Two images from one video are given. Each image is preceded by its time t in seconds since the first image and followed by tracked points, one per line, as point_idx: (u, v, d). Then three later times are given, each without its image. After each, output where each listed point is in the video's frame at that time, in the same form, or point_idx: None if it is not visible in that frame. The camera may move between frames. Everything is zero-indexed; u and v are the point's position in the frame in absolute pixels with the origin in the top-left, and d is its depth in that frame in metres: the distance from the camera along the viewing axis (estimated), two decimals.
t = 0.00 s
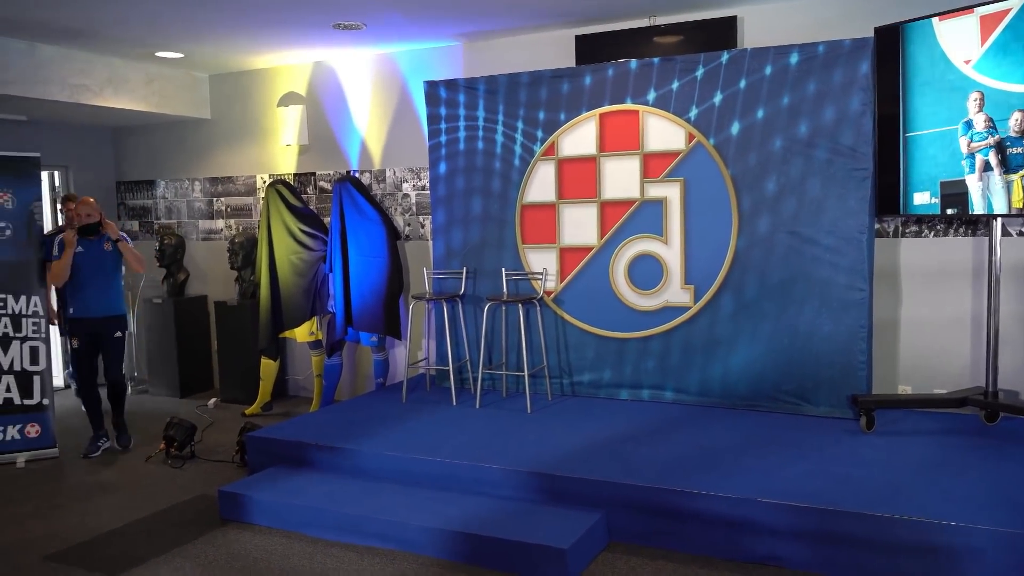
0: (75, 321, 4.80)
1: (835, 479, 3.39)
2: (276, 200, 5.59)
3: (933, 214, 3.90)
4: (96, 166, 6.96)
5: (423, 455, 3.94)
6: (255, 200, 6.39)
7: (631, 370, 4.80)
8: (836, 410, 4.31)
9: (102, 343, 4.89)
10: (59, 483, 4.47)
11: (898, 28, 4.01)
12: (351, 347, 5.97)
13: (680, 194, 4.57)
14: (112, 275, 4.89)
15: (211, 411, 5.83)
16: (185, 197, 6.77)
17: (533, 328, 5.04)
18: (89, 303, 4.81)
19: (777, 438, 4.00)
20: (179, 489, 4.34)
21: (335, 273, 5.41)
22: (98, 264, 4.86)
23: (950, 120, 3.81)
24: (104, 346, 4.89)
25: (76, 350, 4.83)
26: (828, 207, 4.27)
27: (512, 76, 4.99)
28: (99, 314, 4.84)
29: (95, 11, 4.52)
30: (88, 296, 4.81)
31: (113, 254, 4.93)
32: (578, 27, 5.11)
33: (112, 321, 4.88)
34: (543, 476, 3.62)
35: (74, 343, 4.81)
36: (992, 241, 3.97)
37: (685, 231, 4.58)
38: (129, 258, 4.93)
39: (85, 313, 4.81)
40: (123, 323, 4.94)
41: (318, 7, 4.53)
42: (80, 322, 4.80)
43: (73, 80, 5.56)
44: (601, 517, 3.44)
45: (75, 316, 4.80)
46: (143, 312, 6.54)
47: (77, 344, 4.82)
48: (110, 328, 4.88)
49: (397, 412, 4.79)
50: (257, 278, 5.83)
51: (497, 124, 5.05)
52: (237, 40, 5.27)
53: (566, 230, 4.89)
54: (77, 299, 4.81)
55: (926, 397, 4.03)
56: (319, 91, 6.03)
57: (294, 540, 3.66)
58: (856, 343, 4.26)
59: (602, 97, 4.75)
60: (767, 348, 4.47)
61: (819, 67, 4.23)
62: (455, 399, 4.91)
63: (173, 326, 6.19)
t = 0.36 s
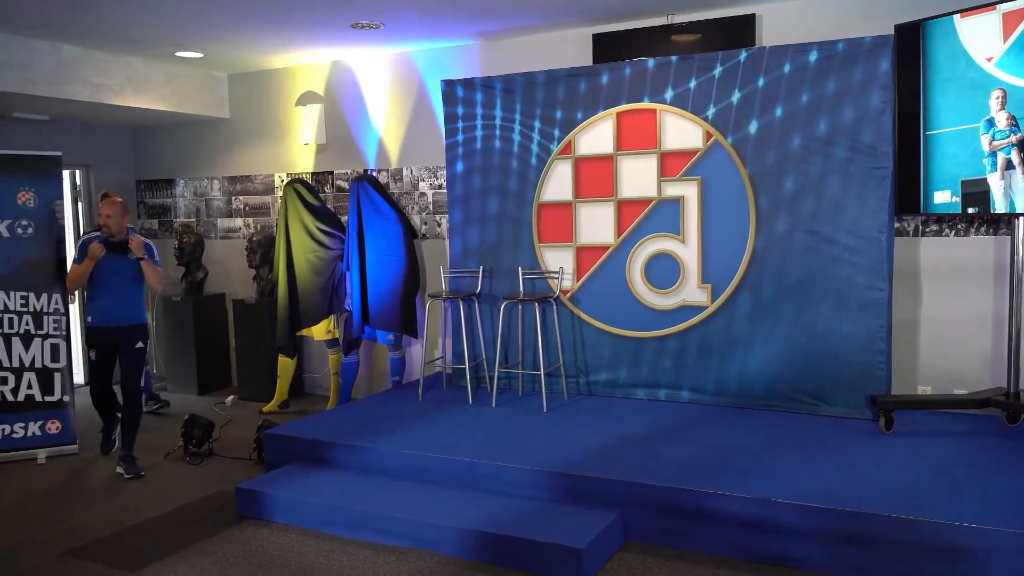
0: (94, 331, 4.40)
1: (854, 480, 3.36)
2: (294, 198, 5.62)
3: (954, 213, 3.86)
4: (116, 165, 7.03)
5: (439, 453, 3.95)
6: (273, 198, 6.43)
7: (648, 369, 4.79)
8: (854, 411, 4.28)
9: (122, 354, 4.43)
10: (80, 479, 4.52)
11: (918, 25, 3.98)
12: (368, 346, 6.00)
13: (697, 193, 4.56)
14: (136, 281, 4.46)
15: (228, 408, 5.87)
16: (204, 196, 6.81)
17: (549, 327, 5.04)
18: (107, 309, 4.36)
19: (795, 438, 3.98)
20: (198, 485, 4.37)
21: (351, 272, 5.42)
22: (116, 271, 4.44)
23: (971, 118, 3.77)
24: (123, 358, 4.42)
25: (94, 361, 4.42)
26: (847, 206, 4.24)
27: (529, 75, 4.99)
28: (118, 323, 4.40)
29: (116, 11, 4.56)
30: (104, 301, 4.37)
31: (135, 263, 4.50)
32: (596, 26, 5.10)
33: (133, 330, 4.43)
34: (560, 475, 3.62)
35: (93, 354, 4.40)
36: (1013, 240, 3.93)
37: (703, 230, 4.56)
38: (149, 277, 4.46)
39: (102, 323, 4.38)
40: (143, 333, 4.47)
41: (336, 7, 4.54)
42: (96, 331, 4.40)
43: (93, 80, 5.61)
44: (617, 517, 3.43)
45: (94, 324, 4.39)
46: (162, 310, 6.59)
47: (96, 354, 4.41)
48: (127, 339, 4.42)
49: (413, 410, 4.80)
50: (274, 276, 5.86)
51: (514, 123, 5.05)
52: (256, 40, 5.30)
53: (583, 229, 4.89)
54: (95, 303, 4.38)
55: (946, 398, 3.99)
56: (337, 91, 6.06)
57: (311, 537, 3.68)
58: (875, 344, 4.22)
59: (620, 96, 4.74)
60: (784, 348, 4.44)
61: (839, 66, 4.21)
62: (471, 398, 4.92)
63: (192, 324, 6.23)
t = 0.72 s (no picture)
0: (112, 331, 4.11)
1: (869, 481, 3.34)
2: (307, 197, 5.64)
3: (971, 212, 3.84)
4: (132, 163, 7.08)
5: (452, 452, 3.96)
6: (287, 198, 6.45)
7: (661, 369, 4.78)
8: (869, 411, 4.25)
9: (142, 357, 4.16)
10: (95, 477, 4.55)
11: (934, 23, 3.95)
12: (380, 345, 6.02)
13: (711, 193, 4.54)
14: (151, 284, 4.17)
15: (242, 406, 5.90)
16: (218, 195, 6.85)
17: (562, 326, 5.04)
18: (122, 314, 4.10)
19: (808, 439, 3.96)
20: (212, 483, 4.40)
21: (364, 271, 5.44)
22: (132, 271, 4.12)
23: (988, 117, 3.75)
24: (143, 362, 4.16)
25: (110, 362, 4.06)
26: (862, 205, 4.21)
27: (543, 74, 4.98)
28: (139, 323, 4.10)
29: (132, 11, 4.58)
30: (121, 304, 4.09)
31: (154, 263, 4.18)
32: (609, 24, 5.09)
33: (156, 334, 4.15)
34: (572, 474, 3.62)
35: (111, 355, 4.07)
36: None
37: (716, 230, 4.54)
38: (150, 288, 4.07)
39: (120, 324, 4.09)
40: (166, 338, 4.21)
41: (350, 6, 4.56)
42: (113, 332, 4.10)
43: (109, 80, 5.65)
44: (630, 516, 3.42)
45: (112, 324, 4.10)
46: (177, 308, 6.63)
47: (114, 355, 4.08)
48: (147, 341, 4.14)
49: (426, 409, 4.81)
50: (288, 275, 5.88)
51: (528, 122, 5.05)
52: (271, 39, 5.32)
53: (596, 229, 4.88)
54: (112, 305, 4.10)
55: (962, 398, 3.94)
56: (350, 90, 6.08)
57: (323, 535, 3.69)
58: (890, 344, 4.19)
59: (633, 95, 4.73)
60: (799, 348, 4.42)
61: (854, 64, 4.18)
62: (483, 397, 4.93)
63: (206, 322, 6.26)
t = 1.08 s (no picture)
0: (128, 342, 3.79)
1: (876, 482, 3.33)
2: (313, 196, 5.64)
3: (978, 212, 3.85)
4: (139, 163, 7.11)
5: (457, 451, 3.96)
6: (293, 197, 6.46)
7: (666, 369, 4.77)
8: (875, 411, 4.24)
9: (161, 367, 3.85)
10: (102, 475, 4.57)
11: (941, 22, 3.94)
12: (386, 344, 6.03)
13: (716, 192, 4.53)
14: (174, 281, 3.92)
15: (248, 406, 5.91)
16: (224, 194, 6.87)
17: (567, 326, 5.04)
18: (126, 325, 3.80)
19: (814, 439, 3.95)
20: (218, 481, 4.42)
21: (370, 270, 5.44)
22: (155, 277, 3.84)
23: (995, 116, 3.76)
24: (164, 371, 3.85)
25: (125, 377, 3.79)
26: (868, 205, 4.20)
27: (548, 74, 4.98)
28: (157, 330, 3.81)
29: (140, 11, 4.60)
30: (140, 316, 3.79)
31: (173, 264, 3.90)
32: (615, 24, 5.09)
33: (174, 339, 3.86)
34: (578, 474, 3.62)
35: (127, 368, 3.79)
36: None
37: (722, 229, 4.53)
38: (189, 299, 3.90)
39: (138, 333, 3.79)
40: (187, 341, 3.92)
41: (356, 6, 4.56)
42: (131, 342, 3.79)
43: (116, 79, 5.66)
44: (635, 516, 3.42)
45: (127, 333, 3.79)
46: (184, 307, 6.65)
47: (130, 369, 3.79)
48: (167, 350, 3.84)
49: (431, 408, 4.81)
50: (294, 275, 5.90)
51: (533, 122, 5.05)
52: (277, 39, 5.33)
53: (601, 228, 4.88)
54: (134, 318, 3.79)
55: (968, 398, 3.92)
56: (357, 90, 6.09)
57: (329, 534, 3.70)
58: (896, 344, 4.18)
59: (639, 94, 4.72)
60: (805, 348, 4.41)
61: (860, 63, 4.16)
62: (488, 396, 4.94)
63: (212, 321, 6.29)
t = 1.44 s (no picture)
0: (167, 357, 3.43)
1: (881, 482, 3.33)
2: (318, 196, 5.67)
3: (984, 212, 3.81)
4: (145, 162, 7.13)
5: (462, 451, 3.96)
6: (298, 197, 6.47)
7: (671, 368, 4.77)
8: (881, 412, 4.23)
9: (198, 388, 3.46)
10: (108, 474, 4.58)
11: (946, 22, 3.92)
12: (391, 344, 6.04)
13: (721, 192, 4.52)
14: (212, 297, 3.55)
15: (253, 405, 5.92)
16: (230, 194, 6.88)
17: (572, 326, 5.04)
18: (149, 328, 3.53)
19: (820, 439, 3.94)
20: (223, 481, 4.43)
21: (375, 270, 5.44)
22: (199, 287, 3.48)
23: (1001, 116, 3.73)
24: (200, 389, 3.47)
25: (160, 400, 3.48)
26: (874, 204, 4.19)
27: (553, 73, 4.98)
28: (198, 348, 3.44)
29: (147, 11, 4.61)
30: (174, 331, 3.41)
31: (217, 275, 3.56)
32: (621, 23, 5.08)
33: (215, 356, 3.48)
34: (582, 473, 3.61)
35: (165, 391, 3.46)
36: None
37: (727, 229, 4.53)
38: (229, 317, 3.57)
39: (178, 350, 3.42)
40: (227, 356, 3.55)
41: (362, 6, 4.57)
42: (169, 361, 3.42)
43: (122, 80, 5.68)
44: (639, 516, 3.42)
45: (164, 350, 3.42)
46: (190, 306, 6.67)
47: (167, 391, 3.46)
48: (205, 368, 3.45)
49: (436, 408, 4.82)
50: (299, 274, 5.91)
51: (538, 122, 5.05)
52: (282, 39, 5.34)
53: (606, 228, 4.87)
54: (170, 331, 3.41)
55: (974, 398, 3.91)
56: (362, 90, 6.09)
57: (334, 533, 3.70)
58: (902, 344, 4.17)
59: (644, 93, 4.72)
60: (810, 347, 4.40)
61: (866, 63, 4.15)
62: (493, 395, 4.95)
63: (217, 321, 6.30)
